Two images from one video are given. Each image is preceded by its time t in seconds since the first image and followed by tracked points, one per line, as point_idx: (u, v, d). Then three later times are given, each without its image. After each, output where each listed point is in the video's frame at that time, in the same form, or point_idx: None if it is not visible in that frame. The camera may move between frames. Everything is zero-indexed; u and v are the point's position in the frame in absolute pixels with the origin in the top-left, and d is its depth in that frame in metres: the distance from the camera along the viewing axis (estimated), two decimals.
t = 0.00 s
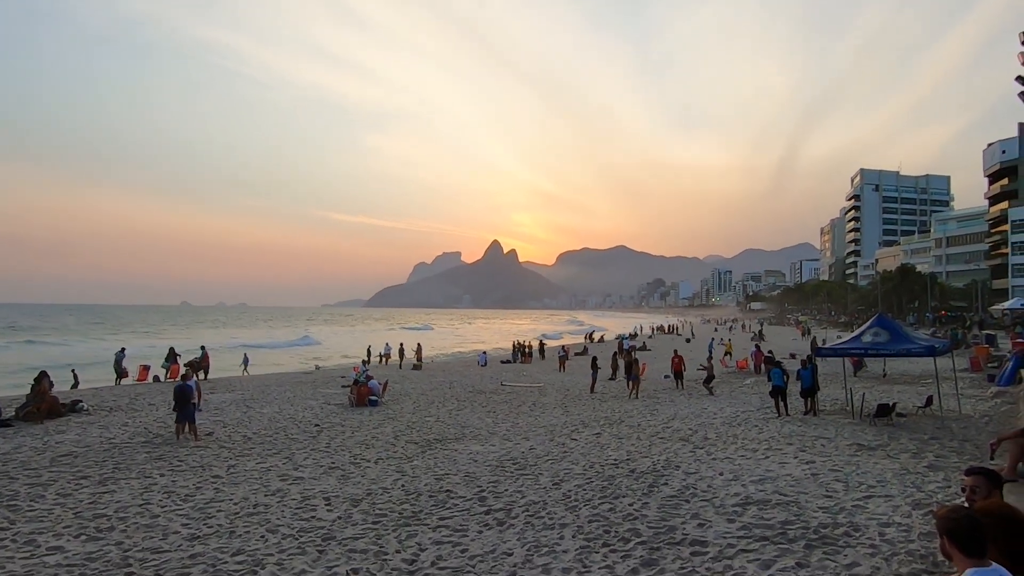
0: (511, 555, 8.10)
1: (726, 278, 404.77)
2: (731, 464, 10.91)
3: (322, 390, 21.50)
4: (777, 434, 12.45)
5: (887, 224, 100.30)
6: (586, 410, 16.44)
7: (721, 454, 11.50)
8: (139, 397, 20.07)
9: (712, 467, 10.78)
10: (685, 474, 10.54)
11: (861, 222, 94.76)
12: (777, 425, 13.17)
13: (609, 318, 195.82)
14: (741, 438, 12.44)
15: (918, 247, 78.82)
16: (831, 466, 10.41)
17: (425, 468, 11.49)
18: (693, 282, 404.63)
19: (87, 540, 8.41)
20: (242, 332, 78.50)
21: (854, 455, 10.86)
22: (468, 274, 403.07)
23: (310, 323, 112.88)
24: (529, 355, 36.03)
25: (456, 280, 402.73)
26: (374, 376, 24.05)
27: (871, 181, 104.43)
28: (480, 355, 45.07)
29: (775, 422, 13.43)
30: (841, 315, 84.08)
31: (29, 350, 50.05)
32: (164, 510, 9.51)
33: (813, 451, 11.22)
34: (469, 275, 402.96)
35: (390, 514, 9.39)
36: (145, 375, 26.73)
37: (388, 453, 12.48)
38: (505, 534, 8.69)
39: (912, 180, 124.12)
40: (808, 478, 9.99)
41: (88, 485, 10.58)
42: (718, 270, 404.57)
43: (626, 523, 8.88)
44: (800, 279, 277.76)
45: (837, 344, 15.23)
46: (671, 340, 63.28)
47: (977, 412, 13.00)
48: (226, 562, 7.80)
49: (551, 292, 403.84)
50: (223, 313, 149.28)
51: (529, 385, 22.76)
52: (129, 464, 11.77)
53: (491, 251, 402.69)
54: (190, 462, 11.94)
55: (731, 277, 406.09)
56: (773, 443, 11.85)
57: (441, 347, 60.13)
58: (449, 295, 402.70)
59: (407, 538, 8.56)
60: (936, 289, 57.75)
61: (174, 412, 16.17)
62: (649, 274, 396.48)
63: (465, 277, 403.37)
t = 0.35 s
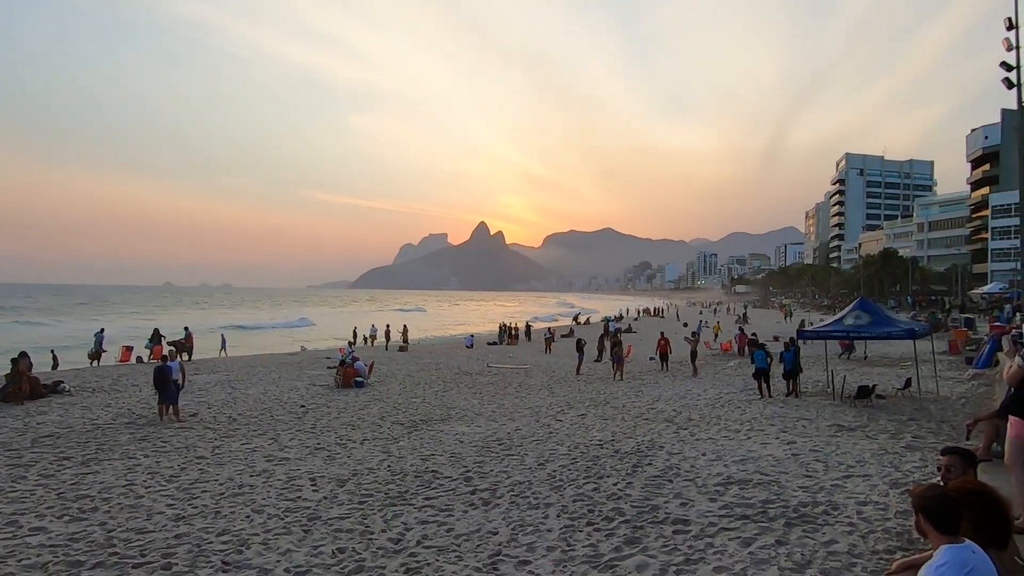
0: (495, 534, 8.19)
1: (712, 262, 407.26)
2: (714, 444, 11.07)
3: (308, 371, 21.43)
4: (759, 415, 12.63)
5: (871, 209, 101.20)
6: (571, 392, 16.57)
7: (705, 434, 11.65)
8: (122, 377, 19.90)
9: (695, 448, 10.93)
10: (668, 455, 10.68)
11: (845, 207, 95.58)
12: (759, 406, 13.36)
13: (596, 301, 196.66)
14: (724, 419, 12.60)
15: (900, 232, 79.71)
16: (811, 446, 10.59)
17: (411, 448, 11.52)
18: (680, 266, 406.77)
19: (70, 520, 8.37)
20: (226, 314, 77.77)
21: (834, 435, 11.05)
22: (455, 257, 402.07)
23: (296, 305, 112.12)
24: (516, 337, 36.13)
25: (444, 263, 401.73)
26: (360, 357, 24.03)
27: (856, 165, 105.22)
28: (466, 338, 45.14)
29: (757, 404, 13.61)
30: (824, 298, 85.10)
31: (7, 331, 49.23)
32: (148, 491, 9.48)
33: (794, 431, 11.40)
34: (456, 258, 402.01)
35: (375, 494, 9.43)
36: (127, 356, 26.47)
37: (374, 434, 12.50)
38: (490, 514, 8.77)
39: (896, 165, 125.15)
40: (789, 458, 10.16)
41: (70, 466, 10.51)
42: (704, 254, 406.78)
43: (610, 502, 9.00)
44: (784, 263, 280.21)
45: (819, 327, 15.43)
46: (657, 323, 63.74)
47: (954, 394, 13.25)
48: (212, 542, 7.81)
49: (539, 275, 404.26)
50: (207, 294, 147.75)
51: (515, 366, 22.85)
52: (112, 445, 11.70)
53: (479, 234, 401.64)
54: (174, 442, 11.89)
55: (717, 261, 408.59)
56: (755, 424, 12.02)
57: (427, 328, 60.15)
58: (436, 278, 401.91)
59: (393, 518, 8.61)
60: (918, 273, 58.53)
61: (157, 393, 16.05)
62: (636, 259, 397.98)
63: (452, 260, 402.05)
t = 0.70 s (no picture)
0: (479, 514, 8.26)
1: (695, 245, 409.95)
2: (695, 425, 11.21)
3: (290, 354, 21.32)
4: (739, 396, 12.81)
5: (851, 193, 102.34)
6: (554, 374, 16.67)
7: (686, 415, 11.81)
8: (100, 360, 19.69)
9: (676, 429, 11.07)
10: (650, 435, 10.80)
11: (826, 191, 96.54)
12: (739, 387, 13.56)
13: (580, 284, 197.49)
14: (705, 400, 12.77)
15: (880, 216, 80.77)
16: (790, 426, 10.78)
17: (395, 431, 11.54)
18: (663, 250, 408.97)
19: (49, 504, 8.29)
20: (207, 296, 76.95)
21: (811, 416, 11.25)
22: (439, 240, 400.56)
23: (278, 287, 111.17)
24: (500, 319, 36.21)
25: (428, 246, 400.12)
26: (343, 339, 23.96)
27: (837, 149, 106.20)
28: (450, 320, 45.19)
29: (737, 385, 13.81)
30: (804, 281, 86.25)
31: None
32: (129, 474, 9.41)
33: (773, 412, 11.59)
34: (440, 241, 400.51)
35: (359, 476, 9.45)
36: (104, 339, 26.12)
37: (357, 417, 12.49)
38: (473, 494, 8.83)
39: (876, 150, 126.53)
40: (767, 438, 10.33)
41: (48, 450, 10.39)
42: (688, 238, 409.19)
43: (592, 482, 9.11)
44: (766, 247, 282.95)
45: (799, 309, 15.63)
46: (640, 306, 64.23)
47: (928, 375, 13.54)
48: (193, 525, 7.79)
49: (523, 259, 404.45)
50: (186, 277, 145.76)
51: (499, 348, 22.93)
52: (91, 429, 11.58)
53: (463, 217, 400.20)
54: (154, 426, 11.80)
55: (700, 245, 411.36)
56: (735, 405, 12.19)
57: (410, 311, 60.06)
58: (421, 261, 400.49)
59: (376, 499, 8.64)
60: (896, 257, 59.45)
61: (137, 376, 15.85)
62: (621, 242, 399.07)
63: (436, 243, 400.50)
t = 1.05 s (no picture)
0: (452, 496, 8.30)
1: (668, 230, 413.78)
2: (666, 406, 11.40)
3: (260, 338, 21.08)
4: (709, 377, 13.05)
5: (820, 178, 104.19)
6: (528, 356, 16.77)
7: (657, 396, 12.00)
8: (63, 346, 19.24)
9: (646, 409, 11.24)
10: (622, 416, 10.95)
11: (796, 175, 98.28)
12: (709, 368, 13.82)
13: (554, 268, 198.15)
14: (675, 381, 12.97)
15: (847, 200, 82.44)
16: (757, 406, 11.02)
17: (368, 414, 11.51)
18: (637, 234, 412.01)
19: (11, 494, 8.10)
20: (173, 281, 75.31)
21: (778, 395, 11.53)
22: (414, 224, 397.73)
23: (248, 271, 109.34)
24: (473, 303, 36.25)
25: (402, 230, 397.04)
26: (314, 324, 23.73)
27: (806, 135, 107.88)
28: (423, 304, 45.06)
29: (707, 366, 14.08)
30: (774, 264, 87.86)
31: None
32: (95, 461, 9.24)
33: (741, 392, 11.83)
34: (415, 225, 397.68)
35: (332, 460, 9.42)
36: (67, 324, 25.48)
37: (329, 401, 12.42)
38: (447, 476, 8.88)
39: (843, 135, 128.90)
40: (736, 417, 10.56)
41: (10, 438, 10.12)
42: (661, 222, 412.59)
43: (564, 463, 9.21)
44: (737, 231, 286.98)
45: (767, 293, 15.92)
46: (614, 289, 64.73)
47: (890, 354, 13.95)
48: (163, 511, 7.70)
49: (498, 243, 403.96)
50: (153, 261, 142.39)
51: (472, 332, 22.96)
52: (54, 416, 11.31)
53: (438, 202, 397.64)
54: (121, 412, 11.59)
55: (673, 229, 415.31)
56: (705, 386, 12.41)
57: (383, 295, 59.64)
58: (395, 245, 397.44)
59: (349, 483, 8.63)
60: (861, 240, 60.88)
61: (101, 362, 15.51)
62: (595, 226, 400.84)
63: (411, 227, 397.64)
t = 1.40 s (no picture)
0: (402, 482, 8.28)
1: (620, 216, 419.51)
2: (613, 388, 11.63)
3: (202, 326, 20.43)
4: (655, 359, 13.36)
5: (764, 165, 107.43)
6: (478, 341, 16.81)
7: (605, 378, 12.22)
8: None
9: (595, 392, 11.44)
10: (570, 399, 11.11)
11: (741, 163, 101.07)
12: (655, 351, 14.15)
13: (508, 254, 198.52)
14: (623, 364, 13.24)
15: (789, 188, 85.30)
16: (701, 387, 11.37)
17: (315, 402, 11.32)
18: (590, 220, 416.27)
19: None
20: (108, 267, 71.99)
21: (721, 376, 11.91)
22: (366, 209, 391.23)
23: (191, 257, 105.50)
24: (424, 288, 36.04)
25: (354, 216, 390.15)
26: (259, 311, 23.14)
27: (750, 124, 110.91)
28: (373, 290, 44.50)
29: (654, 349, 14.41)
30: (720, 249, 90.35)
31: None
32: (24, 456, 8.80)
33: (686, 373, 12.17)
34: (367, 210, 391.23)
35: (278, 449, 9.24)
36: None
37: (275, 389, 12.16)
38: (397, 462, 8.84)
39: (785, 124, 133.13)
40: (681, 398, 10.86)
41: None
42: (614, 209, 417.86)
43: (514, 446, 9.29)
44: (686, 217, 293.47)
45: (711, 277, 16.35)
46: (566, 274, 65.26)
47: (825, 336, 14.58)
48: (98, 506, 7.41)
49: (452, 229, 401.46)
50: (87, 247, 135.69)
51: (422, 317, 22.82)
52: None
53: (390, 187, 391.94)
54: (52, 404, 11.06)
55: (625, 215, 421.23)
56: (651, 368, 12.70)
57: (332, 281, 58.58)
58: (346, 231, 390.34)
59: (296, 471, 8.49)
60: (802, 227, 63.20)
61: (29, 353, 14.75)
62: (549, 212, 402.70)
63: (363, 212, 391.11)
